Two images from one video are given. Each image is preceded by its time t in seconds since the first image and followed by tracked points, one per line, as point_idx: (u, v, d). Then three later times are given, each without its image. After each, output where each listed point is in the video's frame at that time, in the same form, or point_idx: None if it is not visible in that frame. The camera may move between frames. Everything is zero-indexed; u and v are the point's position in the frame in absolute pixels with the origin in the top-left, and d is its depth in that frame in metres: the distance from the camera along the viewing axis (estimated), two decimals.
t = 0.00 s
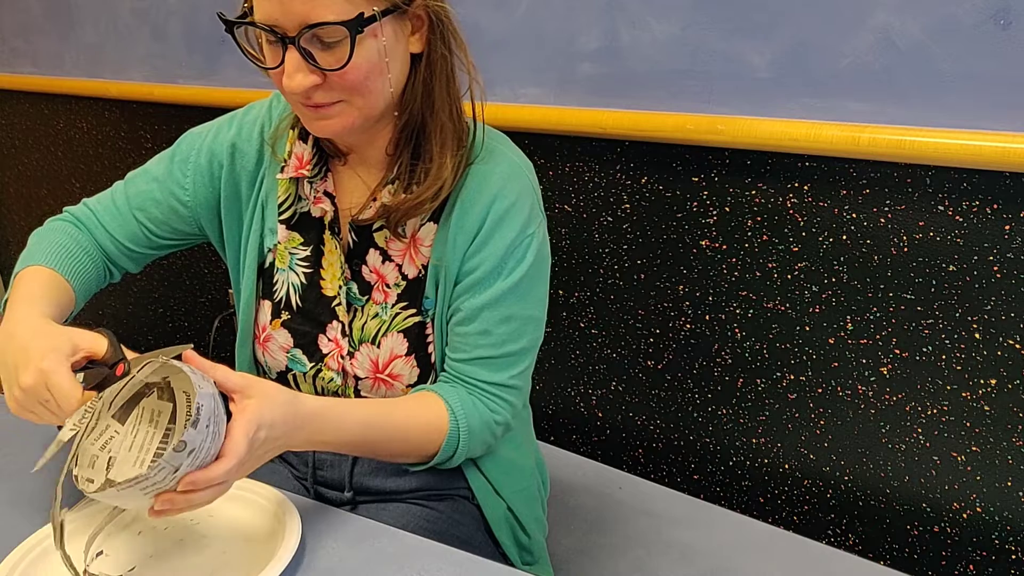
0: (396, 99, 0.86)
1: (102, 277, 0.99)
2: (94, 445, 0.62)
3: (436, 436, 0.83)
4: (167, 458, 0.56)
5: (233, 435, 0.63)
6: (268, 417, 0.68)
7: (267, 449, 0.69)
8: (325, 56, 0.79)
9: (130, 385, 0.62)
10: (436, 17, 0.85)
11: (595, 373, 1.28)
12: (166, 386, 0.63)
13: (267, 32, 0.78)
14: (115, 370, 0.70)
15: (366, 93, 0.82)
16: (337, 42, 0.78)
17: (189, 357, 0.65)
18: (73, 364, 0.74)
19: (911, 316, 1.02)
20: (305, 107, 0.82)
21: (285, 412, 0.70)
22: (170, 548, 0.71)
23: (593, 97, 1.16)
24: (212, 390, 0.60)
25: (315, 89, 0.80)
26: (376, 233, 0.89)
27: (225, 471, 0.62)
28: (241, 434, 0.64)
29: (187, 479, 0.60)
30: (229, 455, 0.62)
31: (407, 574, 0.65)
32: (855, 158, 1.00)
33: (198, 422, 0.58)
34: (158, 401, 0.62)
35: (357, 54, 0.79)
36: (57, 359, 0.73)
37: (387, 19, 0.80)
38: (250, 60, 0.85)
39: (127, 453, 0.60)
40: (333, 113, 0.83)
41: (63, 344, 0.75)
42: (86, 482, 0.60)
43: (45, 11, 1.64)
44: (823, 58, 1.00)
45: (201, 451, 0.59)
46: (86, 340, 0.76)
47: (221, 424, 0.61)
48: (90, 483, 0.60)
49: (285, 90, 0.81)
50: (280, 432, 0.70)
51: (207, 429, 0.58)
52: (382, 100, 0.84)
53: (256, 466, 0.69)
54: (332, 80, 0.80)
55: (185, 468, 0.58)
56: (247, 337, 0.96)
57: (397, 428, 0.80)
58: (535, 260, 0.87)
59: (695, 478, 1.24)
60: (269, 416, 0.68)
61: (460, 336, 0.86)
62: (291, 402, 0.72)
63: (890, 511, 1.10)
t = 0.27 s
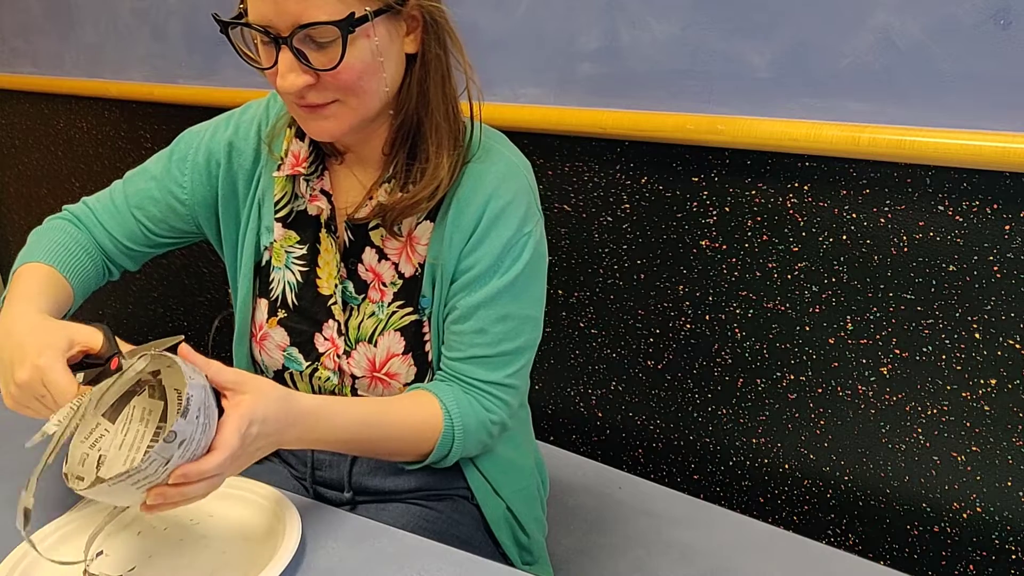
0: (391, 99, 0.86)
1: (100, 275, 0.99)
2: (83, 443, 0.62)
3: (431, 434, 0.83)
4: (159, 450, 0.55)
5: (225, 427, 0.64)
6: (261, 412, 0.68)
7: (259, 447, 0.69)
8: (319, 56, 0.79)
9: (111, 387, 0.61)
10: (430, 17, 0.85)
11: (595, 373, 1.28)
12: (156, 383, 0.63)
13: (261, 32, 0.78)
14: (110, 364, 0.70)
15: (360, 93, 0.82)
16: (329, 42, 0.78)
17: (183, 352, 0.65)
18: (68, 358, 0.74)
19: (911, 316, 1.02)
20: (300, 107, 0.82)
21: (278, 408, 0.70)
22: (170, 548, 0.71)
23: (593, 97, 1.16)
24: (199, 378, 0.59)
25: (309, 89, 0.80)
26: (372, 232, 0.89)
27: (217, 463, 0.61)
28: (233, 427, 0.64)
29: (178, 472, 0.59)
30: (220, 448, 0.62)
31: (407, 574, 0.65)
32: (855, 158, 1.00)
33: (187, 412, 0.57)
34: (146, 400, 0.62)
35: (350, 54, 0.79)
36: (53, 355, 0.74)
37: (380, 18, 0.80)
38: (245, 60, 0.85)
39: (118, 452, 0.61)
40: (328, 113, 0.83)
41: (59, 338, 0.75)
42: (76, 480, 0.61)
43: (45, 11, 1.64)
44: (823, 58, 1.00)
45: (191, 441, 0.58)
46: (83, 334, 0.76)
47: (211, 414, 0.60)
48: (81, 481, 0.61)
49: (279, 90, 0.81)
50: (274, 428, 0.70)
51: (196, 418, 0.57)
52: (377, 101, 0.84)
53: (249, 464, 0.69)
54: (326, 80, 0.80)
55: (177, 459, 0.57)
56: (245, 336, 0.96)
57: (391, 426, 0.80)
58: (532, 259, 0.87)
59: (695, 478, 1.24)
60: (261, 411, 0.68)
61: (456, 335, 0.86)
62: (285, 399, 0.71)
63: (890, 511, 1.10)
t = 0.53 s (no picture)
0: (384, 94, 0.86)
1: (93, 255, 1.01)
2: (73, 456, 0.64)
3: (425, 434, 0.83)
4: (178, 443, 0.56)
5: (232, 426, 0.64)
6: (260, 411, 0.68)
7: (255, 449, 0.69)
8: (309, 52, 0.79)
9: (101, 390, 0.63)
10: (419, 12, 0.84)
11: (595, 373, 1.28)
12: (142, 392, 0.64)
13: (251, 30, 0.78)
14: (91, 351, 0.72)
15: (350, 89, 0.82)
16: (318, 38, 0.78)
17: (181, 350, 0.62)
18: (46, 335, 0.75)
19: (911, 316, 1.02)
20: (292, 104, 0.83)
21: (272, 407, 0.70)
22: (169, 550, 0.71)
23: (592, 97, 1.16)
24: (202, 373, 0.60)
25: (299, 85, 0.80)
26: (368, 230, 0.89)
27: (231, 459, 0.61)
28: (238, 425, 0.64)
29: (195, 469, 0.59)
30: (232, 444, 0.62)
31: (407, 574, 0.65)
32: (854, 158, 1.00)
33: (199, 402, 0.57)
34: (132, 409, 0.64)
35: (339, 49, 0.79)
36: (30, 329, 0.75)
37: (368, 12, 0.80)
38: (238, 59, 0.86)
39: (107, 463, 0.62)
40: (318, 109, 0.83)
41: (39, 311, 0.76)
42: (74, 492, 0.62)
43: (45, 11, 1.65)
44: (823, 59, 1.00)
45: (205, 433, 0.58)
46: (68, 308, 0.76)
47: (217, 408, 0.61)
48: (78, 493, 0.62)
49: (271, 87, 0.81)
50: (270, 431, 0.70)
51: (207, 408, 0.58)
52: (368, 97, 0.84)
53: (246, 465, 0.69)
54: (316, 76, 0.80)
55: (194, 453, 0.58)
56: (241, 333, 0.95)
57: (383, 426, 0.80)
58: (529, 259, 0.87)
59: (695, 478, 1.24)
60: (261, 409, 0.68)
61: (452, 334, 0.86)
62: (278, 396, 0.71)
63: (890, 511, 1.10)
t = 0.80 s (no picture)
0: (381, 88, 0.86)
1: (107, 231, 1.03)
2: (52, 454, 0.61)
3: (412, 436, 0.83)
4: (194, 446, 0.56)
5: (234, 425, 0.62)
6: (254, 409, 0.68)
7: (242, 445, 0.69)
8: (304, 49, 0.79)
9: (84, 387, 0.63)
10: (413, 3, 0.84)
11: (595, 373, 1.28)
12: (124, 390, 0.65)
13: (247, 31, 0.79)
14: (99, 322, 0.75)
15: (347, 85, 0.82)
16: (312, 33, 0.78)
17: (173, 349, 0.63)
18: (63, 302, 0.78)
19: (911, 316, 1.02)
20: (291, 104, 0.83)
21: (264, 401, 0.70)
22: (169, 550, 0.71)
23: (593, 97, 1.16)
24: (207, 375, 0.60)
25: (297, 83, 0.80)
26: (368, 227, 0.89)
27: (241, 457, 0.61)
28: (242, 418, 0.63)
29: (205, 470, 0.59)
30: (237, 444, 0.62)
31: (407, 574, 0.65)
32: (854, 158, 1.00)
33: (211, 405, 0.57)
34: (115, 407, 0.65)
35: (334, 44, 0.79)
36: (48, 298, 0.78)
37: (361, 4, 0.80)
38: (236, 61, 0.86)
39: (95, 462, 0.61)
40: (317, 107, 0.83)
41: (56, 280, 0.79)
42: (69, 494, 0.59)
43: (45, 11, 1.65)
44: (823, 59, 1.00)
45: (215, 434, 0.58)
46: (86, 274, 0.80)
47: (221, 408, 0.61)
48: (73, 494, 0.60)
49: (269, 86, 0.81)
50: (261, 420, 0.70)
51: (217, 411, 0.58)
52: (365, 92, 0.84)
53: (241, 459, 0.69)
54: (313, 72, 0.80)
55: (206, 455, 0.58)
56: (240, 322, 0.96)
57: (373, 426, 0.80)
58: (525, 263, 0.87)
59: (695, 478, 1.24)
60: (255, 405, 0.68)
61: (445, 335, 0.86)
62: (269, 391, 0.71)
63: (890, 511, 1.10)
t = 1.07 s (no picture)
0: (380, 88, 0.86)
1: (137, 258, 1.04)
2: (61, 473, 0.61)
3: (411, 432, 0.83)
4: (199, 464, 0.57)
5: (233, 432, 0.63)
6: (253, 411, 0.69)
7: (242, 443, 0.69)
8: (303, 48, 0.79)
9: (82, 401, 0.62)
10: (412, 4, 0.84)
11: (595, 373, 1.28)
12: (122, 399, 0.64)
13: (246, 30, 0.79)
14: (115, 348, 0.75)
15: (345, 86, 0.82)
16: (311, 33, 0.78)
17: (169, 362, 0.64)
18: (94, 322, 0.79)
19: (911, 316, 1.02)
20: (289, 103, 0.83)
21: (262, 398, 0.70)
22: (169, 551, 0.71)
23: (592, 97, 1.16)
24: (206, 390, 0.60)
25: (294, 84, 0.81)
26: (368, 227, 0.89)
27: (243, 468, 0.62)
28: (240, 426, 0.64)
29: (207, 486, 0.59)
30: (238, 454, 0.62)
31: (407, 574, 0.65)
32: (854, 158, 1.00)
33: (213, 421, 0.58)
34: (114, 417, 0.64)
35: (332, 45, 0.79)
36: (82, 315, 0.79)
37: (360, 6, 0.80)
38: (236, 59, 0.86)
39: (103, 475, 0.62)
40: (315, 109, 0.83)
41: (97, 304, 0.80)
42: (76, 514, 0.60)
43: (45, 11, 1.65)
44: (823, 59, 1.00)
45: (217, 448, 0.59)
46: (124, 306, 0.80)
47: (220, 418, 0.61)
48: (83, 514, 0.60)
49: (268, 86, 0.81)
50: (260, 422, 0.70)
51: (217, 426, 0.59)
52: (363, 94, 0.84)
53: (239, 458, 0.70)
54: (311, 72, 0.80)
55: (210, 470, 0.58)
56: (244, 323, 0.95)
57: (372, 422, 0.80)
58: (525, 262, 0.87)
59: (695, 478, 1.24)
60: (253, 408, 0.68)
61: (445, 333, 0.86)
62: (270, 389, 0.72)
63: (890, 511, 1.10)
